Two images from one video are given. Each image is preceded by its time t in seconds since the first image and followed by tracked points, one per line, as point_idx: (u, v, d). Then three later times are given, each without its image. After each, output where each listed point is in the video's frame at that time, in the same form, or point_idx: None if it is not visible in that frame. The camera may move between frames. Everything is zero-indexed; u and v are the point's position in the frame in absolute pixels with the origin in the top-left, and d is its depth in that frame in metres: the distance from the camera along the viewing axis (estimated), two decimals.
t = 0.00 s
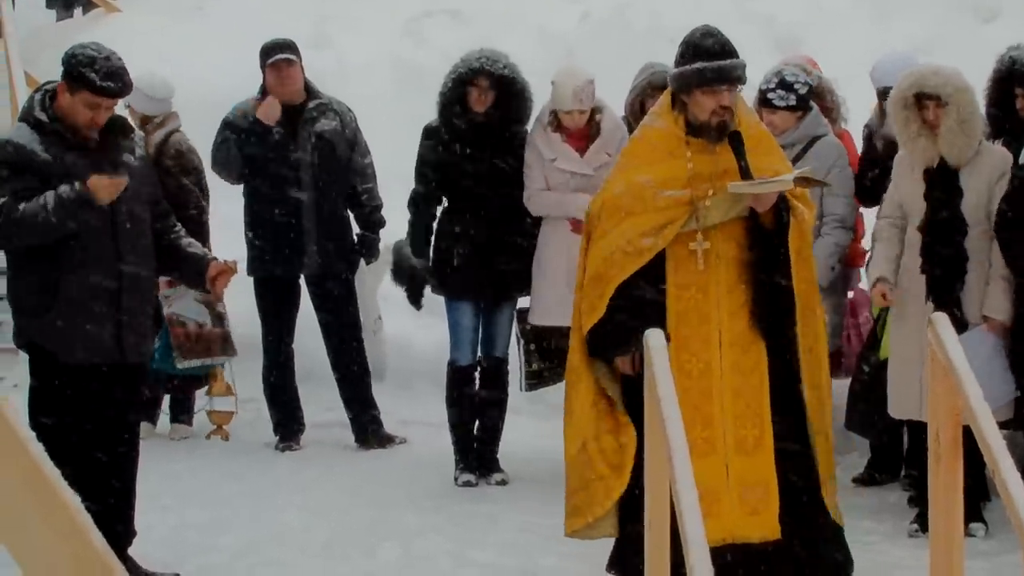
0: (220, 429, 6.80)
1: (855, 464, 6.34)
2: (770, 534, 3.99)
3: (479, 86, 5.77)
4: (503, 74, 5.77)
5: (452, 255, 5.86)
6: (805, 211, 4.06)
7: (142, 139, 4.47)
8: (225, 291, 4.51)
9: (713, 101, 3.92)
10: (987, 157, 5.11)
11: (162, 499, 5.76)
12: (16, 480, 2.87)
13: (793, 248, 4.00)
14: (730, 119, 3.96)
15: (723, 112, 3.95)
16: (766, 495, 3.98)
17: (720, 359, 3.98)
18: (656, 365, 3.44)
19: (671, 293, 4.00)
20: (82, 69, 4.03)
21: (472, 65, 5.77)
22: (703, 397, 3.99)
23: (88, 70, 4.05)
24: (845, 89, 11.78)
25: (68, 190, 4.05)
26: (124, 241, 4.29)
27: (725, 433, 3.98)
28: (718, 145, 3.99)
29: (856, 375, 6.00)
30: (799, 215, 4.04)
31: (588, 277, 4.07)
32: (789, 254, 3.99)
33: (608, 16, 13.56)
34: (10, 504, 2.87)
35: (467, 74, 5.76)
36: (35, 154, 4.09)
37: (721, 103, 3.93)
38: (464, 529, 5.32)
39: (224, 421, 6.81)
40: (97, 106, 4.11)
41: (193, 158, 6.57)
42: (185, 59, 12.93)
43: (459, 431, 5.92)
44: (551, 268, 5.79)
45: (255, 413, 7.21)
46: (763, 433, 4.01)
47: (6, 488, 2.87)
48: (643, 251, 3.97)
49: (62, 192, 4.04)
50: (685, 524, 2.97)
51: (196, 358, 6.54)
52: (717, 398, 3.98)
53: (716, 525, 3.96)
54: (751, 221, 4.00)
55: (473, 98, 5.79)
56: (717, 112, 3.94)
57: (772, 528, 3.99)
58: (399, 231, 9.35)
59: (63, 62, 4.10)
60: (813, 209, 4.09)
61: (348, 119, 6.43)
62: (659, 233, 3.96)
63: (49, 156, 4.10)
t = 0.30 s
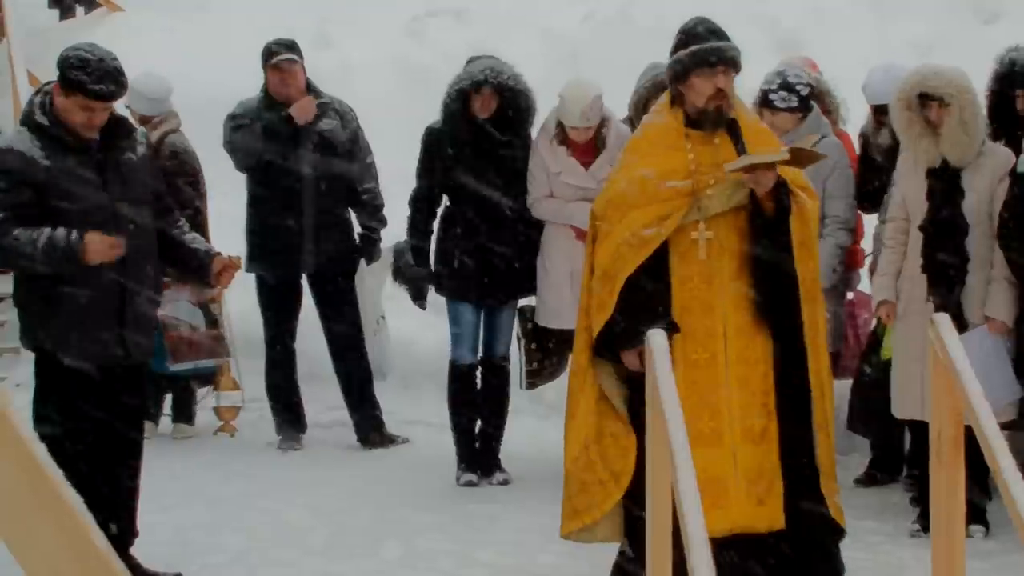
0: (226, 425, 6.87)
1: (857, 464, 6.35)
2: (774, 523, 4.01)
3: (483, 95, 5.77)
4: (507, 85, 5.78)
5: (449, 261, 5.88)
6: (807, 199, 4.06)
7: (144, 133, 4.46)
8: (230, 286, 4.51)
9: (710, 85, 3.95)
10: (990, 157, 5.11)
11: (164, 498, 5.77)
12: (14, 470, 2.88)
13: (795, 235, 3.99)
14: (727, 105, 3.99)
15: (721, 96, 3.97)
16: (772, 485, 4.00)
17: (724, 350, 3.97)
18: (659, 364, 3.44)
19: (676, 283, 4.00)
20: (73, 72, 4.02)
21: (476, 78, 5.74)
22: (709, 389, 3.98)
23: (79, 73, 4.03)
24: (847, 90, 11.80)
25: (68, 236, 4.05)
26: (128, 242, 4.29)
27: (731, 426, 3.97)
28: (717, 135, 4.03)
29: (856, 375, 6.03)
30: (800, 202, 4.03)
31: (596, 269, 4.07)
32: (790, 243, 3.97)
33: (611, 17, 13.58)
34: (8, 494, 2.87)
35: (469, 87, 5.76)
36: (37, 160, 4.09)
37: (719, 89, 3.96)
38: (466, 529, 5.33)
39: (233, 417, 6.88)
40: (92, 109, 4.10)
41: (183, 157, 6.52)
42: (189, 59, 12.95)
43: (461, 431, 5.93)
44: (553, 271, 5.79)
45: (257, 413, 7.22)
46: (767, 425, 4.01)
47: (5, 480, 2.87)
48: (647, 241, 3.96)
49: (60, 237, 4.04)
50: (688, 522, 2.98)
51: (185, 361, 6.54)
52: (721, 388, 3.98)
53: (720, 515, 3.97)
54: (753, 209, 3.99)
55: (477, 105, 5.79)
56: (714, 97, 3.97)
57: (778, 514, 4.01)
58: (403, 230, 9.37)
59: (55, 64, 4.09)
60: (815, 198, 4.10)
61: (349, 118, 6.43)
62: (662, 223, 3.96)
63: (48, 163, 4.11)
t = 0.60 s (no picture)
0: (227, 425, 6.91)
1: (859, 468, 6.35)
2: (771, 523, 4.02)
3: (487, 96, 5.78)
4: (510, 88, 5.79)
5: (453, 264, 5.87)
6: (809, 199, 4.05)
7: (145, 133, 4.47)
8: (229, 286, 4.58)
9: (707, 84, 3.96)
10: (996, 159, 5.13)
11: (167, 501, 5.76)
12: (14, 472, 2.68)
13: (796, 234, 3.98)
14: (724, 102, 4.01)
15: (717, 93, 3.99)
16: (773, 485, 4.01)
17: (727, 347, 3.96)
18: (664, 368, 3.44)
19: (679, 281, 4.00)
20: (82, 70, 4.02)
21: (479, 81, 5.76)
22: (711, 387, 3.98)
23: (88, 70, 4.04)
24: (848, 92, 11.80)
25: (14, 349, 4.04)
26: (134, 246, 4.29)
27: (733, 424, 3.97)
28: (718, 133, 4.05)
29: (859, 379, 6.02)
30: (802, 201, 4.03)
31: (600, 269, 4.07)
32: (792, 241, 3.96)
33: (612, 20, 13.60)
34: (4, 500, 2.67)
35: (473, 89, 5.76)
36: (41, 171, 4.07)
37: (715, 87, 3.97)
38: (469, 532, 5.33)
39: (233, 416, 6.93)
40: (101, 105, 4.12)
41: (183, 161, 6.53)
42: (189, 61, 12.95)
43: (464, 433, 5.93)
44: (557, 275, 5.79)
45: (259, 416, 7.22)
46: (769, 423, 4.00)
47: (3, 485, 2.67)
48: (649, 239, 3.96)
49: (9, 352, 4.03)
50: (689, 524, 2.98)
51: (184, 363, 6.51)
52: (723, 385, 3.97)
53: (722, 514, 3.97)
54: (752, 207, 3.99)
55: (481, 105, 5.80)
56: (711, 95, 3.99)
57: (777, 512, 4.02)
58: (405, 233, 9.37)
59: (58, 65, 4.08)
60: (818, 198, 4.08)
61: (350, 120, 6.46)
62: (662, 222, 3.96)
63: (53, 172, 4.09)
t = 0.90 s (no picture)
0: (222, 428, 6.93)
1: (863, 473, 6.34)
2: (770, 528, 4.02)
3: (492, 94, 5.81)
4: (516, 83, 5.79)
5: (462, 268, 5.85)
6: (812, 210, 4.06)
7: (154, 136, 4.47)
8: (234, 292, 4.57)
9: (708, 88, 3.98)
10: (1003, 165, 5.12)
11: (171, 505, 5.77)
12: (18, 474, 2.58)
13: (798, 244, 4.00)
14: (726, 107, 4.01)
15: (719, 98, 3.99)
16: (772, 490, 4.01)
17: (730, 351, 3.96)
18: (669, 375, 3.43)
19: (682, 286, 4.00)
20: (93, 69, 4.03)
21: (486, 75, 5.77)
22: (714, 391, 3.97)
23: (97, 68, 4.05)
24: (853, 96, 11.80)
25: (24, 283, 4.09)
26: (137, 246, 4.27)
27: (735, 428, 3.97)
28: (720, 137, 4.02)
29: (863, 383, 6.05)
30: (804, 210, 4.04)
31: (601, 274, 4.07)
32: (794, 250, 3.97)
33: (617, 25, 13.62)
34: (10, 501, 2.57)
35: (481, 84, 5.77)
36: (46, 160, 4.08)
37: (717, 93, 3.99)
38: (473, 537, 5.33)
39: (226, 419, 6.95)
40: (113, 102, 4.14)
41: (190, 171, 6.55)
42: (194, 66, 12.96)
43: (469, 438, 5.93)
44: (562, 278, 5.79)
45: (263, 421, 7.22)
46: (770, 427, 3.99)
47: (6, 486, 2.57)
48: (651, 245, 3.96)
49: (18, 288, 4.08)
50: (693, 528, 2.98)
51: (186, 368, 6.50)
52: (725, 390, 3.96)
53: (724, 518, 3.97)
54: (753, 213, 3.99)
55: (486, 105, 5.84)
56: (712, 100, 3.99)
57: (776, 516, 4.02)
58: (410, 238, 9.38)
59: (63, 66, 4.09)
60: (819, 208, 4.10)
61: (358, 127, 6.45)
62: (665, 227, 3.96)
63: (59, 162, 4.10)
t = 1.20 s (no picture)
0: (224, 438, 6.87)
1: (864, 478, 6.35)
2: (770, 531, 4.01)
3: (494, 94, 5.76)
4: (518, 79, 5.77)
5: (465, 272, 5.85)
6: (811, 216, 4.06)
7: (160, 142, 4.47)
8: (237, 300, 4.61)
9: (707, 96, 3.97)
10: (1004, 171, 5.12)
11: (172, 510, 5.77)
12: (21, 477, 2.52)
13: (797, 252, 3.98)
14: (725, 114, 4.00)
15: (718, 105, 3.99)
16: (772, 495, 4.01)
17: (729, 357, 3.96)
18: (670, 378, 3.44)
19: (682, 291, 4.00)
20: (93, 62, 4.08)
21: (487, 71, 5.75)
22: (714, 396, 3.97)
23: (99, 62, 4.10)
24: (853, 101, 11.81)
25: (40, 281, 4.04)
26: (145, 245, 4.27)
27: (736, 433, 3.96)
28: (718, 144, 4.04)
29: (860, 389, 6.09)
30: (804, 218, 4.02)
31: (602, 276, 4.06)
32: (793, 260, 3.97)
33: (617, 31, 13.64)
34: (13, 504, 2.52)
35: (482, 83, 5.74)
36: (53, 162, 4.07)
37: (716, 100, 3.98)
38: (473, 541, 5.33)
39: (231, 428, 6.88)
40: (117, 98, 4.14)
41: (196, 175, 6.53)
42: (194, 69, 12.96)
43: (469, 443, 5.93)
44: (561, 279, 5.80)
45: (264, 426, 7.22)
46: (769, 433, 3.99)
47: (8, 489, 2.52)
48: (650, 249, 3.96)
49: (33, 288, 4.03)
50: (694, 535, 2.98)
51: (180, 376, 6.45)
52: (726, 396, 3.96)
53: (726, 525, 3.97)
54: (753, 220, 4.00)
55: (488, 107, 5.79)
56: (711, 107, 3.99)
57: (775, 522, 4.01)
58: (410, 243, 9.38)
59: (65, 66, 4.12)
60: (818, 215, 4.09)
61: (362, 131, 6.46)
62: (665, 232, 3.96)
63: (66, 165, 4.09)
